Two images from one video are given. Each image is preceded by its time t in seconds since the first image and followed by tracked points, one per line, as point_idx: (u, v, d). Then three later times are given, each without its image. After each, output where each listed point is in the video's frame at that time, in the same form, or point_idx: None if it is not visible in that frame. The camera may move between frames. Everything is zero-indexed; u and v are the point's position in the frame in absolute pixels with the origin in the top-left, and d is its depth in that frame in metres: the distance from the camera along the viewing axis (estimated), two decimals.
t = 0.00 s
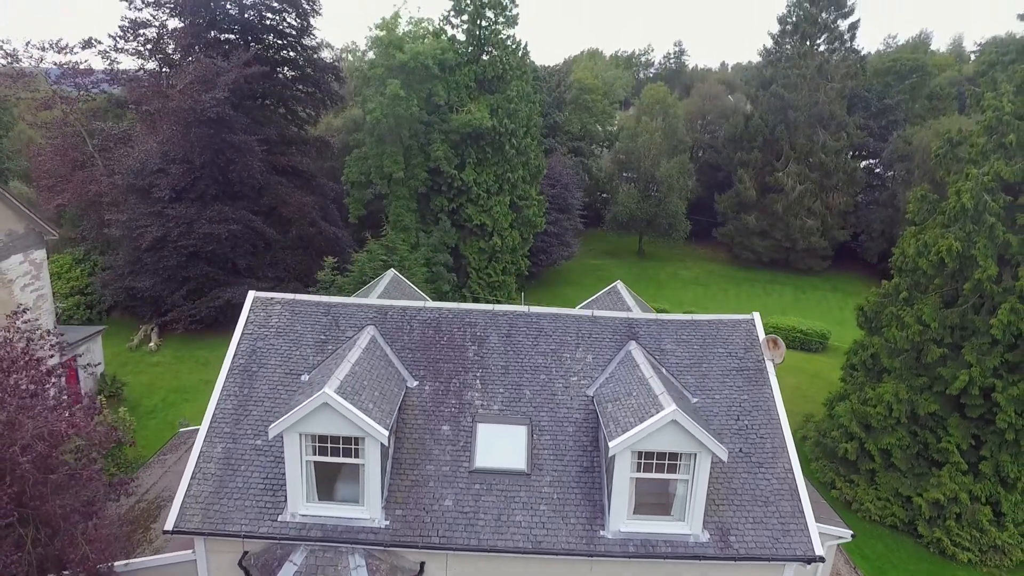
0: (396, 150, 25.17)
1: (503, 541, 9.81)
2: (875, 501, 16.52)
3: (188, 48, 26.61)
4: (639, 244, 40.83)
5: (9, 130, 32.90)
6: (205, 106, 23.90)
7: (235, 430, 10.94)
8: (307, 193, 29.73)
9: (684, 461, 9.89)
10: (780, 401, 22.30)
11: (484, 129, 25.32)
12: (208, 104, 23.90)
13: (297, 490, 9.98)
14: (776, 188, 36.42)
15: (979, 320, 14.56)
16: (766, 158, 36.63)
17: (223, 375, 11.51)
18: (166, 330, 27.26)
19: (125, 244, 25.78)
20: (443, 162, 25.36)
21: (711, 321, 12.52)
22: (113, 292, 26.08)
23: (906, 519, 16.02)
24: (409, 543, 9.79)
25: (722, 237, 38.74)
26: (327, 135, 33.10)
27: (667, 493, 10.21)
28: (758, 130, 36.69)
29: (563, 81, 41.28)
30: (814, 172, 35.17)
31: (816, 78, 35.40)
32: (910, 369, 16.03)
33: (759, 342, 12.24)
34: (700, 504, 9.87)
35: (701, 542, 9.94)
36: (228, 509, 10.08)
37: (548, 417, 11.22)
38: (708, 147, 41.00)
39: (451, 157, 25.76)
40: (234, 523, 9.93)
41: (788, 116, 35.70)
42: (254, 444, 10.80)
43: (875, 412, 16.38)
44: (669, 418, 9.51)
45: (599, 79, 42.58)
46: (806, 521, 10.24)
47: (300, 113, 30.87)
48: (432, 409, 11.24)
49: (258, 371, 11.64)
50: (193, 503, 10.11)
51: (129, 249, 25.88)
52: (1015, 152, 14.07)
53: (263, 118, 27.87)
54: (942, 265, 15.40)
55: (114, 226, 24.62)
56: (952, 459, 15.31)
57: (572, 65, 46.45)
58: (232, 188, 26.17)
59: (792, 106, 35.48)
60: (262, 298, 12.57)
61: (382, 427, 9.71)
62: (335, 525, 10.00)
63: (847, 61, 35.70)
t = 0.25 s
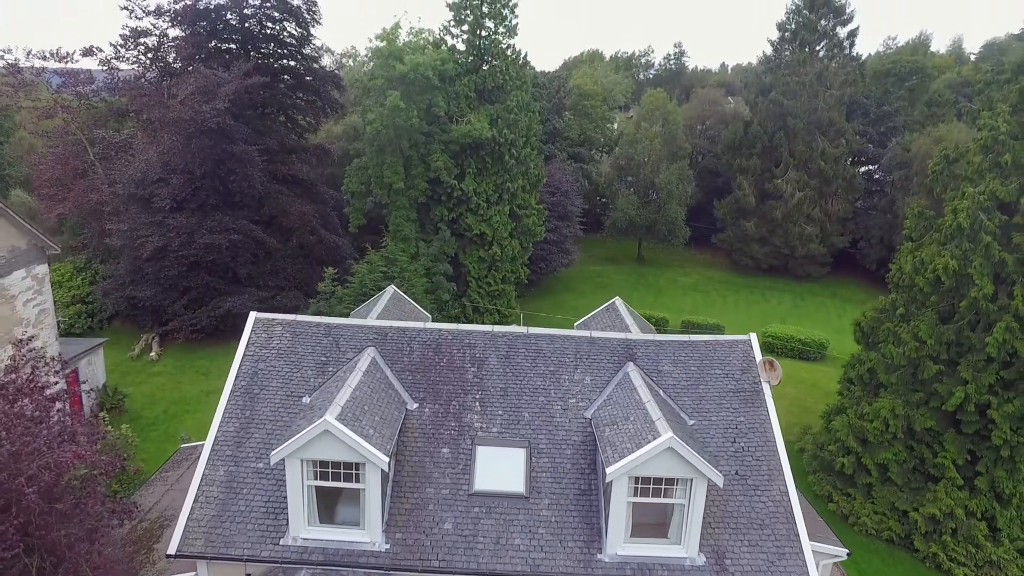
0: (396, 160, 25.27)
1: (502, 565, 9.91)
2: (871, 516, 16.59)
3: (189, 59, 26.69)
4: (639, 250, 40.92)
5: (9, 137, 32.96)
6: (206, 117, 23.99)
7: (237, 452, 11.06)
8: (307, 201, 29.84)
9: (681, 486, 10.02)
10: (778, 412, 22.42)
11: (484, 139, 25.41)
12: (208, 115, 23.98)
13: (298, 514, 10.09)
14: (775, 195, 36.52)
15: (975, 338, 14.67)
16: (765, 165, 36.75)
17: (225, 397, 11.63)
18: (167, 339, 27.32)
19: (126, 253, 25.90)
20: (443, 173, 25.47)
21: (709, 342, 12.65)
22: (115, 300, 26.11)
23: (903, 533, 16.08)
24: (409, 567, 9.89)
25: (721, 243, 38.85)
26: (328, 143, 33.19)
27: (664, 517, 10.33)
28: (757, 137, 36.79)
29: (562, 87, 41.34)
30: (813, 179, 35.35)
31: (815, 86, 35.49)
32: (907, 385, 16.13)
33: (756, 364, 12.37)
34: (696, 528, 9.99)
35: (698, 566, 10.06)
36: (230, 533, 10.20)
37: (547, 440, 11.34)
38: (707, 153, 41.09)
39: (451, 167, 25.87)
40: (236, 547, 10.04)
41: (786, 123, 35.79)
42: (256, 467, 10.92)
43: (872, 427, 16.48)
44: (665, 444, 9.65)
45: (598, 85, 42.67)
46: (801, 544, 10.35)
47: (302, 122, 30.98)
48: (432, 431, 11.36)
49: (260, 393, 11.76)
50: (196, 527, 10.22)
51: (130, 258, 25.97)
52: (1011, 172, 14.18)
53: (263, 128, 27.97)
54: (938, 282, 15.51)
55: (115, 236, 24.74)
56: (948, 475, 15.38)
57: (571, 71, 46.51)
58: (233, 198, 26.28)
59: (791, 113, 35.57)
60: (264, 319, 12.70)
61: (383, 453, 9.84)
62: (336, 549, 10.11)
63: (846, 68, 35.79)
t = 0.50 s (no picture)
0: (396, 170, 25.39)
1: None
2: (867, 529, 16.68)
3: (189, 69, 26.78)
4: (638, 255, 41.02)
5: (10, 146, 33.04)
6: (207, 128, 24.10)
7: (239, 474, 11.19)
8: (308, 210, 29.95)
9: (676, 510, 10.17)
10: (776, 423, 22.50)
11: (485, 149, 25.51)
12: (209, 126, 24.08)
13: (300, 537, 10.23)
14: (774, 202, 36.62)
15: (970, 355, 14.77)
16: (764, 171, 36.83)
17: (227, 418, 11.76)
18: (168, 348, 27.44)
19: (127, 263, 26.02)
20: (443, 183, 25.56)
21: (706, 362, 12.77)
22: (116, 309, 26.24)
23: (899, 547, 16.16)
24: None
25: (720, 249, 38.95)
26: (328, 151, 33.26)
27: (660, 539, 10.47)
28: (757, 144, 36.88)
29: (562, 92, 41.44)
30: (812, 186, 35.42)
31: (814, 93, 35.57)
32: (903, 400, 16.23)
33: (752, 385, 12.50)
34: (692, 551, 10.14)
35: None
36: (232, 555, 10.33)
37: (545, 461, 11.47)
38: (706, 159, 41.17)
39: (451, 177, 25.96)
40: (238, 569, 10.18)
41: (786, 129, 35.87)
42: (258, 489, 11.05)
43: (868, 442, 16.58)
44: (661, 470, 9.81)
45: (598, 91, 42.76)
46: (795, 566, 10.48)
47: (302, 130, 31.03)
48: (431, 453, 11.49)
49: (261, 414, 11.89)
50: (199, 549, 10.36)
51: (131, 268, 26.07)
52: (1006, 191, 14.29)
53: (263, 137, 28.06)
54: (934, 299, 15.61)
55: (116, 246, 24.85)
56: (943, 490, 15.44)
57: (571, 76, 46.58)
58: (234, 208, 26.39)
59: (791, 120, 35.64)
60: (265, 340, 12.82)
61: (383, 478, 9.99)
62: (337, 571, 10.24)
63: (846, 75, 35.85)
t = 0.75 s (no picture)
0: (396, 181, 25.50)
1: None
2: (864, 542, 16.76)
3: (190, 79, 26.90)
4: (638, 261, 41.13)
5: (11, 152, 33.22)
6: (207, 139, 24.19)
7: (241, 495, 11.31)
8: (308, 218, 30.05)
9: (673, 532, 10.32)
10: (774, 433, 22.58)
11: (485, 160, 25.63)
12: (210, 137, 24.18)
13: (302, 559, 10.35)
14: (773, 208, 36.71)
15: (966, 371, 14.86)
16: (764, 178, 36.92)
17: (229, 439, 11.89)
18: (169, 356, 27.56)
19: (128, 272, 26.13)
20: (443, 193, 25.65)
21: (704, 382, 12.89)
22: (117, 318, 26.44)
23: (895, 561, 16.22)
24: None
25: (720, 255, 39.05)
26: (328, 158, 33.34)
27: (657, 560, 10.61)
28: (756, 151, 36.98)
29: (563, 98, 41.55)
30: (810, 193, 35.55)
31: (814, 100, 35.64)
32: (900, 415, 16.32)
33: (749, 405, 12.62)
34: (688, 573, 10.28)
35: None
36: None
37: (544, 482, 11.60)
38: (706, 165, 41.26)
39: (451, 187, 26.05)
40: None
41: (785, 136, 35.94)
42: (260, 510, 11.17)
43: (865, 456, 16.67)
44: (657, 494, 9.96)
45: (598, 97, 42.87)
46: None
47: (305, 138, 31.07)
48: (431, 473, 11.62)
49: (263, 435, 12.01)
50: (202, 570, 10.49)
51: (132, 277, 26.19)
52: (1001, 210, 14.39)
53: (264, 146, 28.16)
54: (931, 316, 15.68)
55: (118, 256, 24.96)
56: (939, 504, 15.50)
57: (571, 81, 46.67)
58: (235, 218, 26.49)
59: (790, 127, 35.71)
60: (267, 359, 12.93)
61: (384, 502, 10.13)
62: None
63: (845, 82, 35.93)
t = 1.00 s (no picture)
0: (397, 191, 25.63)
1: None
2: (862, 556, 16.81)
3: (192, 89, 27.02)
4: (638, 267, 41.24)
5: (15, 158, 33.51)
6: (209, 150, 24.29)
7: (244, 515, 11.41)
8: (310, 227, 30.18)
9: (671, 554, 10.50)
10: (773, 443, 22.68)
11: (484, 170, 25.75)
12: (211, 148, 24.29)
13: None
14: (773, 215, 36.82)
15: (963, 387, 14.96)
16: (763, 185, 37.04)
17: (233, 460, 12.00)
18: (171, 365, 27.67)
19: (130, 282, 26.25)
20: (444, 204, 25.77)
21: (702, 401, 13.04)
22: (118, 326, 26.51)
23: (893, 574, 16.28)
24: None
25: (720, 261, 39.16)
26: (329, 166, 33.45)
27: None
28: (756, 157, 37.09)
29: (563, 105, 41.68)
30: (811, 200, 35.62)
31: (813, 107, 35.72)
32: (897, 429, 16.41)
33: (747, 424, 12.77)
34: None
35: None
36: None
37: (544, 502, 11.74)
38: (706, 171, 41.37)
39: (452, 197, 26.17)
40: None
41: (784, 143, 36.04)
42: (263, 530, 11.28)
43: (863, 470, 16.74)
44: (656, 517, 10.11)
45: (598, 103, 42.97)
46: None
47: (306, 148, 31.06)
48: (433, 493, 11.75)
49: (266, 454, 12.13)
50: None
51: (134, 286, 26.30)
52: (998, 228, 14.50)
53: (265, 156, 28.28)
54: (928, 332, 15.76)
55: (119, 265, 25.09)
56: (936, 518, 15.56)
57: (571, 87, 46.78)
58: (237, 228, 26.64)
59: (790, 134, 35.80)
60: (269, 378, 13.05)
61: (386, 525, 10.27)
62: None
63: (844, 89, 36.02)
